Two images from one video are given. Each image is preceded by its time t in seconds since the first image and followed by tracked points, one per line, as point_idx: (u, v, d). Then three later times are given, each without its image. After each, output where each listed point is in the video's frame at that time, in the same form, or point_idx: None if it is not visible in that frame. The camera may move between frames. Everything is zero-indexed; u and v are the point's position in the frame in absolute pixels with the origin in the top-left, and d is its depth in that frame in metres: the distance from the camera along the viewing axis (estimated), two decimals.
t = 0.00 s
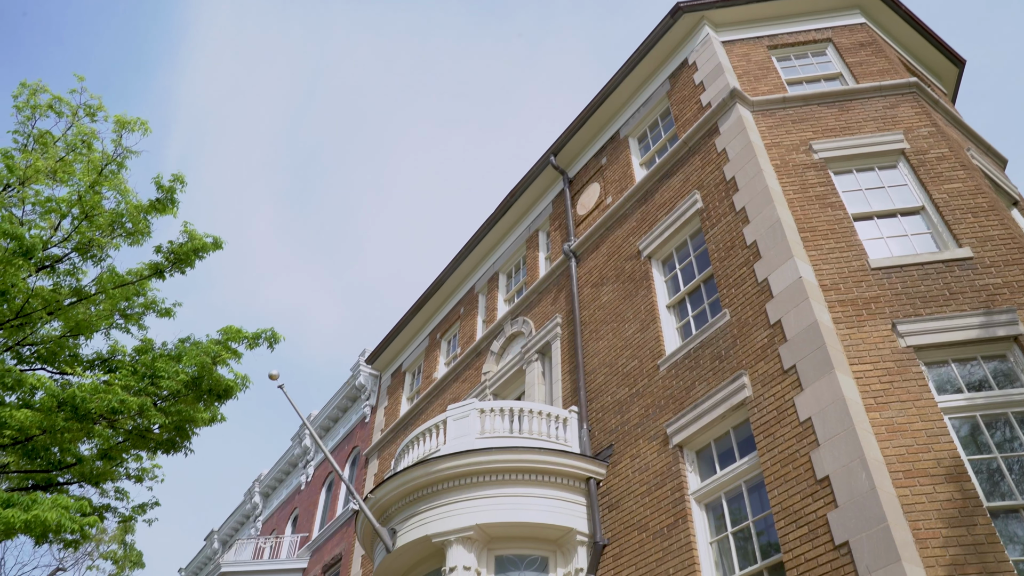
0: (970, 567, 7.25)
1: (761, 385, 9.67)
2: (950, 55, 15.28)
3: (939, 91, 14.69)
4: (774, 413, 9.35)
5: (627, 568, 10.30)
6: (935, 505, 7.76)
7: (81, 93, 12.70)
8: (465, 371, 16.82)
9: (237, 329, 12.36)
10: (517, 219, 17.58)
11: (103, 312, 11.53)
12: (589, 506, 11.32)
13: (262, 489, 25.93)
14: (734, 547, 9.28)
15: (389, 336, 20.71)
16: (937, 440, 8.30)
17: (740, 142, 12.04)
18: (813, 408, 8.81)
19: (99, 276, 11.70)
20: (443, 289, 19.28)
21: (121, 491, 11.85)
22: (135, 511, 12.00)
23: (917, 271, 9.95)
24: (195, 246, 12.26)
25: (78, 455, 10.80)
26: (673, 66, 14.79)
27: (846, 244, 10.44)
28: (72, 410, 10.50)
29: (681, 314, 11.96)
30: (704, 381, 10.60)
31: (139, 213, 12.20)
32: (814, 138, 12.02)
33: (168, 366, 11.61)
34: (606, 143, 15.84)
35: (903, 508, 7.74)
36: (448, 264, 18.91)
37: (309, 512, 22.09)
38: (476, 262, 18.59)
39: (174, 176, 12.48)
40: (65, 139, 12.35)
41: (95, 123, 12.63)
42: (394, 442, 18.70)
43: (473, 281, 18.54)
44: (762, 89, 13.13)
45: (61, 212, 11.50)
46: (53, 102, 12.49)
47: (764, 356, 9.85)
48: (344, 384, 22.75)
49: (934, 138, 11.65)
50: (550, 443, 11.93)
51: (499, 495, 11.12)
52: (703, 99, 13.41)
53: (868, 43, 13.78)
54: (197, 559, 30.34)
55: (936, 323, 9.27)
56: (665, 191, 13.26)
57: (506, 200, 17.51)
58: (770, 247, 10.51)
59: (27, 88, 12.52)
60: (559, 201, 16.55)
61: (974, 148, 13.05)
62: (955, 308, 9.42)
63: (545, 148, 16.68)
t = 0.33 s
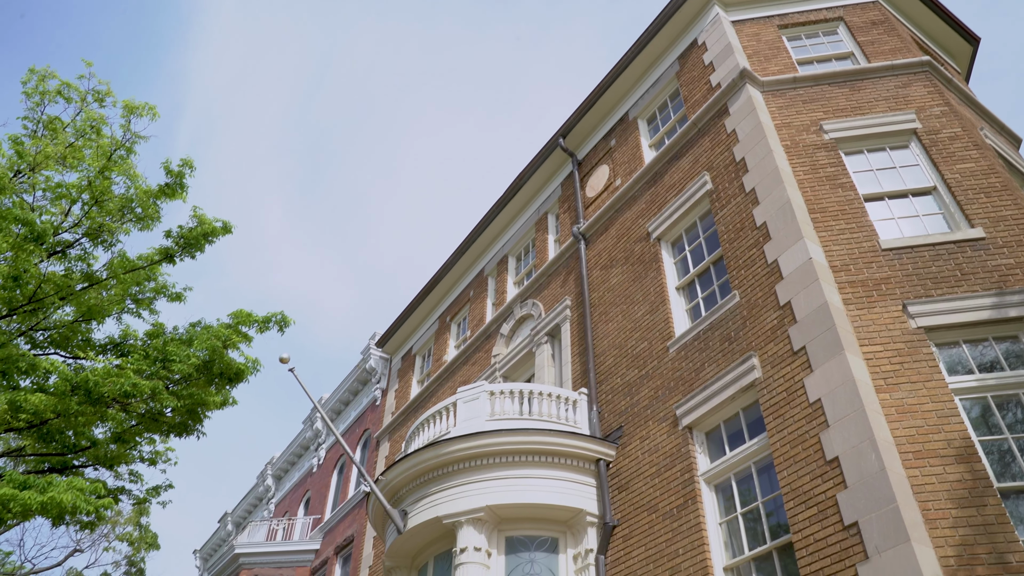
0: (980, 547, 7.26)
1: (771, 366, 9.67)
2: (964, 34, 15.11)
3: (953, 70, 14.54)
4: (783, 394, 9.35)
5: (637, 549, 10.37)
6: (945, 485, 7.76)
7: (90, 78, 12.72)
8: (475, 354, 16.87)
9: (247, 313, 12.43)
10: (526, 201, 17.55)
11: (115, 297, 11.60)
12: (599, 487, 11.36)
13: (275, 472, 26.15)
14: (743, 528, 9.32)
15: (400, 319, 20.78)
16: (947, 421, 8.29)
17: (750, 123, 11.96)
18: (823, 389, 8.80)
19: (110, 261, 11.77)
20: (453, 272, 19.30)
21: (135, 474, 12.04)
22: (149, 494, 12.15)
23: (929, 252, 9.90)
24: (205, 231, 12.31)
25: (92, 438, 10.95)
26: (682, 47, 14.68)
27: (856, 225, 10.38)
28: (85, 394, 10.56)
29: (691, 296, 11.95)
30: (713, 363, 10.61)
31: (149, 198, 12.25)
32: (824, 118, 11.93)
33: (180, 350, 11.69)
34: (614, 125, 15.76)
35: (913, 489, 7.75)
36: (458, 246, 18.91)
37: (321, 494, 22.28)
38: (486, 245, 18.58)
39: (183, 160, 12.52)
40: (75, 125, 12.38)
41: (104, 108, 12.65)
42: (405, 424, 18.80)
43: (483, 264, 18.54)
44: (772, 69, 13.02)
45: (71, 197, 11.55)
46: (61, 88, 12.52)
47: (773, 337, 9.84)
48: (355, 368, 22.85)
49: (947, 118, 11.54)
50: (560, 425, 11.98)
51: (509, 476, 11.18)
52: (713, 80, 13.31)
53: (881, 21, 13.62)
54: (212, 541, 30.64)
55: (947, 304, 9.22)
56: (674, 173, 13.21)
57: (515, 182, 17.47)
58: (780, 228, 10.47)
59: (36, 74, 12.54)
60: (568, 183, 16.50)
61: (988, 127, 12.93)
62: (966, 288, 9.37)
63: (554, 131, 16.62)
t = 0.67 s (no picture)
0: (991, 526, 7.27)
1: (782, 346, 9.65)
2: (979, 9, 14.91)
3: (968, 46, 14.37)
4: (794, 373, 9.33)
5: (648, 529, 10.42)
6: (957, 465, 7.75)
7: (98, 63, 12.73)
8: (486, 336, 16.90)
9: (258, 297, 12.49)
10: (536, 183, 17.50)
11: (127, 282, 11.67)
12: (610, 467, 11.41)
13: (288, 454, 26.38)
14: (754, 507, 9.35)
15: (411, 301, 20.84)
16: (959, 400, 8.27)
17: (760, 102, 11.86)
18: (834, 369, 8.79)
19: (122, 246, 11.83)
20: (463, 254, 19.31)
21: (150, 457, 12.20)
22: (164, 476, 12.29)
23: (941, 231, 9.83)
24: (215, 215, 12.35)
25: (107, 422, 11.06)
26: (691, 26, 14.54)
27: (868, 203, 10.32)
28: (99, 377, 10.65)
29: (701, 276, 11.93)
30: (724, 343, 10.60)
31: (159, 183, 12.29)
32: (836, 96, 11.82)
33: (192, 334, 11.77)
34: (624, 106, 15.66)
35: (924, 468, 7.74)
36: (468, 228, 18.89)
37: (334, 476, 22.46)
38: (496, 227, 18.57)
39: (192, 145, 12.54)
40: (84, 110, 12.40)
41: (112, 93, 12.67)
42: (417, 406, 18.90)
43: (493, 246, 18.54)
44: (783, 47, 12.89)
45: (82, 182, 11.60)
46: (70, 73, 12.54)
47: (784, 317, 9.81)
48: (366, 350, 22.96)
49: (961, 95, 11.40)
50: (571, 406, 12.03)
51: (520, 457, 11.24)
52: (723, 59, 13.20)
53: None
54: (228, 523, 30.94)
55: (960, 283, 9.17)
56: (684, 153, 13.14)
57: (525, 164, 17.41)
58: (791, 208, 10.41)
59: (44, 60, 12.56)
60: (577, 164, 16.44)
61: (1003, 103, 12.78)
62: (979, 267, 9.30)
63: (563, 112, 16.54)
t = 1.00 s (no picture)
0: (1004, 504, 7.27)
1: (793, 325, 9.63)
2: None
3: (984, 20, 14.16)
4: (806, 352, 9.31)
5: (660, 508, 10.48)
6: (969, 442, 7.75)
7: (106, 48, 12.72)
8: (497, 317, 16.93)
9: (269, 280, 12.54)
10: (546, 163, 17.43)
11: (140, 267, 11.74)
12: (622, 447, 11.44)
13: (302, 437, 26.60)
14: (766, 486, 9.37)
15: (422, 283, 20.88)
16: (973, 377, 8.24)
17: (771, 79, 11.75)
18: (846, 347, 8.76)
19: (133, 231, 11.88)
20: (474, 236, 19.30)
21: (166, 439, 12.35)
22: (180, 458, 12.44)
23: (955, 208, 9.74)
24: (225, 199, 12.38)
25: (122, 405, 11.17)
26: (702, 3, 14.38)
27: (881, 181, 10.23)
28: (114, 361, 10.74)
29: (712, 256, 11.89)
30: (735, 322, 10.58)
31: (169, 167, 12.31)
32: (848, 73, 11.69)
33: (204, 318, 11.85)
34: (634, 85, 15.54)
35: (936, 446, 7.73)
36: (478, 210, 18.87)
37: (347, 458, 22.64)
38: (506, 208, 18.53)
39: (201, 129, 12.55)
40: (94, 96, 12.40)
41: (121, 79, 12.66)
42: (429, 388, 19.00)
43: (503, 227, 18.52)
44: (795, 24, 12.73)
45: (93, 168, 11.63)
46: (79, 59, 12.55)
47: (796, 296, 9.77)
48: (378, 333, 23.04)
49: (976, 70, 11.25)
50: (583, 386, 12.08)
51: (532, 437, 11.30)
52: (733, 36, 13.07)
53: None
54: (243, 505, 31.27)
55: (974, 261, 9.10)
56: (695, 132, 13.05)
57: (535, 145, 17.34)
58: (803, 186, 10.34)
59: (53, 46, 12.57)
60: (587, 144, 16.35)
61: (1019, 78, 12.60)
62: (994, 244, 9.23)
63: (573, 92, 16.44)
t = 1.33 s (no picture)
0: (1018, 480, 7.27)
1: (806, 303, 9.59)
2: None
3: None
4: (818, 330, 9.29)
5: (672, 486, 10.52)
6: (983, 418, 7.73)
7: (115, 33, 12.71)
8: (509, 298, 16.95)
9: (281, 263, 12.59)
10: (556, 143, 17.35)
11: (152, 251, 11.79)
12: (634, 426, 11.47)
13: (316, 418, 26.81)
14: (778, 464, 9.38)
15: (434, 265, 20.91)
16: (986, 354, 8.21)
17: (783, 55, 11.63)
18: (859, 325, 8.73)
19: (145, 215, 11.93)
20: (485, 217, 19.28)
21: (181, 422, 12.48)
22: (195, 441, 12.56)
23: (970, 183, 9.65)
24: (236, 182, 12.39)
25: (138, 388, 11.28)
26: None
27: (894, 156, 10.14)
28: (128, 345, 10.82)
29: (724, 234, 11.85)
30: (747, 301, 10.56)
31: (179, 151, 12.33)
32: (861, 48, 11.55)
33: (217, 301, 11.92)
34: (644, 63, 15.42)
35: (949, 422, 7.72)
36: (489, 191, 18.83)
37: (361, 439, 22.80)
38: (517, 188, 18.48)
39: (210, 112, 12.55)
40: (102, 81, 12.38)
41: (130, 63, 12.64)
42: (441, 369, 19.08)
43: (514, 208, 18.48)
44: None
45: (103, 153, 11.66)
46: (87, 44, 12.55)
47: (808, 274, 9.74)
48: (390, 315, 23.11)
49: (992, 43, 11.09)
50: (595, 365, 12.11)
51: (544, 416, 11.35)
52: (744, 12, 12.92)
53: None
54: (259, 487, 31.61)
55: (989, 237, 9.02)
56: (706, 110, 12.95)
57: (545, 124, 17.26)
58: (815, 162, 10.26)
59: (61, 31, 12.56)
60: (598, 123, 16.26)
61: None
62: (1009, 220, 9.15)
63: (583, 70, 16.32)
